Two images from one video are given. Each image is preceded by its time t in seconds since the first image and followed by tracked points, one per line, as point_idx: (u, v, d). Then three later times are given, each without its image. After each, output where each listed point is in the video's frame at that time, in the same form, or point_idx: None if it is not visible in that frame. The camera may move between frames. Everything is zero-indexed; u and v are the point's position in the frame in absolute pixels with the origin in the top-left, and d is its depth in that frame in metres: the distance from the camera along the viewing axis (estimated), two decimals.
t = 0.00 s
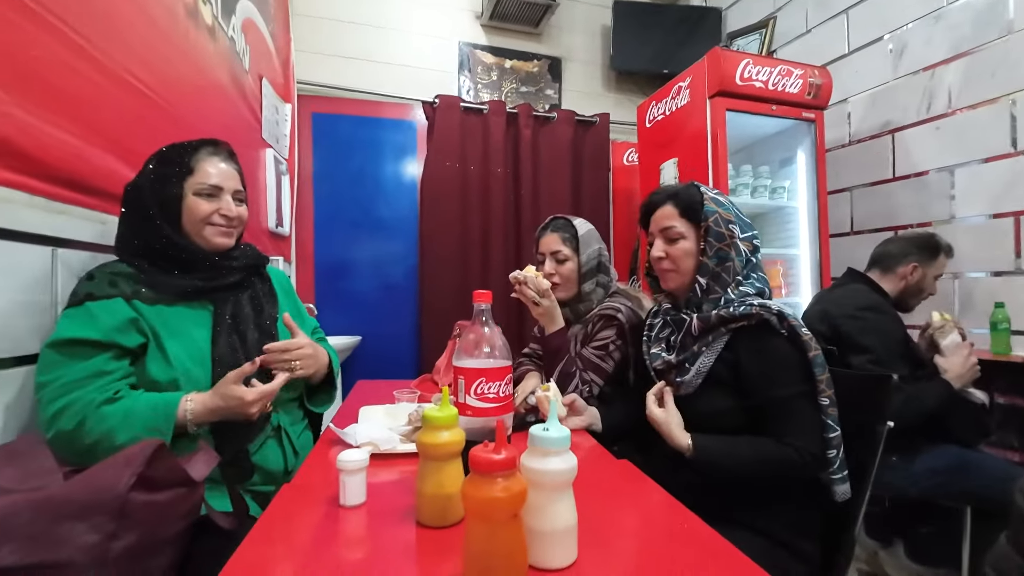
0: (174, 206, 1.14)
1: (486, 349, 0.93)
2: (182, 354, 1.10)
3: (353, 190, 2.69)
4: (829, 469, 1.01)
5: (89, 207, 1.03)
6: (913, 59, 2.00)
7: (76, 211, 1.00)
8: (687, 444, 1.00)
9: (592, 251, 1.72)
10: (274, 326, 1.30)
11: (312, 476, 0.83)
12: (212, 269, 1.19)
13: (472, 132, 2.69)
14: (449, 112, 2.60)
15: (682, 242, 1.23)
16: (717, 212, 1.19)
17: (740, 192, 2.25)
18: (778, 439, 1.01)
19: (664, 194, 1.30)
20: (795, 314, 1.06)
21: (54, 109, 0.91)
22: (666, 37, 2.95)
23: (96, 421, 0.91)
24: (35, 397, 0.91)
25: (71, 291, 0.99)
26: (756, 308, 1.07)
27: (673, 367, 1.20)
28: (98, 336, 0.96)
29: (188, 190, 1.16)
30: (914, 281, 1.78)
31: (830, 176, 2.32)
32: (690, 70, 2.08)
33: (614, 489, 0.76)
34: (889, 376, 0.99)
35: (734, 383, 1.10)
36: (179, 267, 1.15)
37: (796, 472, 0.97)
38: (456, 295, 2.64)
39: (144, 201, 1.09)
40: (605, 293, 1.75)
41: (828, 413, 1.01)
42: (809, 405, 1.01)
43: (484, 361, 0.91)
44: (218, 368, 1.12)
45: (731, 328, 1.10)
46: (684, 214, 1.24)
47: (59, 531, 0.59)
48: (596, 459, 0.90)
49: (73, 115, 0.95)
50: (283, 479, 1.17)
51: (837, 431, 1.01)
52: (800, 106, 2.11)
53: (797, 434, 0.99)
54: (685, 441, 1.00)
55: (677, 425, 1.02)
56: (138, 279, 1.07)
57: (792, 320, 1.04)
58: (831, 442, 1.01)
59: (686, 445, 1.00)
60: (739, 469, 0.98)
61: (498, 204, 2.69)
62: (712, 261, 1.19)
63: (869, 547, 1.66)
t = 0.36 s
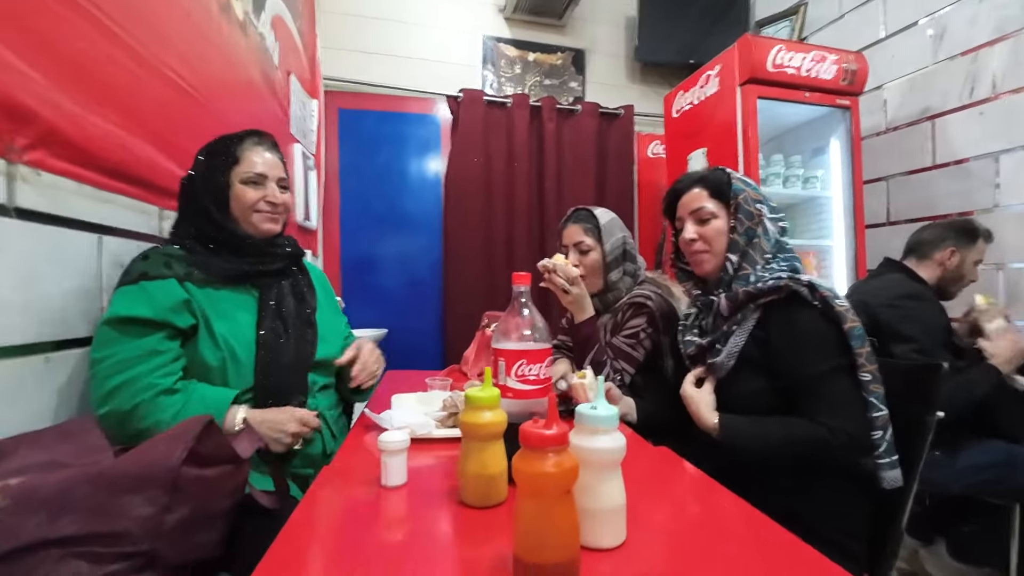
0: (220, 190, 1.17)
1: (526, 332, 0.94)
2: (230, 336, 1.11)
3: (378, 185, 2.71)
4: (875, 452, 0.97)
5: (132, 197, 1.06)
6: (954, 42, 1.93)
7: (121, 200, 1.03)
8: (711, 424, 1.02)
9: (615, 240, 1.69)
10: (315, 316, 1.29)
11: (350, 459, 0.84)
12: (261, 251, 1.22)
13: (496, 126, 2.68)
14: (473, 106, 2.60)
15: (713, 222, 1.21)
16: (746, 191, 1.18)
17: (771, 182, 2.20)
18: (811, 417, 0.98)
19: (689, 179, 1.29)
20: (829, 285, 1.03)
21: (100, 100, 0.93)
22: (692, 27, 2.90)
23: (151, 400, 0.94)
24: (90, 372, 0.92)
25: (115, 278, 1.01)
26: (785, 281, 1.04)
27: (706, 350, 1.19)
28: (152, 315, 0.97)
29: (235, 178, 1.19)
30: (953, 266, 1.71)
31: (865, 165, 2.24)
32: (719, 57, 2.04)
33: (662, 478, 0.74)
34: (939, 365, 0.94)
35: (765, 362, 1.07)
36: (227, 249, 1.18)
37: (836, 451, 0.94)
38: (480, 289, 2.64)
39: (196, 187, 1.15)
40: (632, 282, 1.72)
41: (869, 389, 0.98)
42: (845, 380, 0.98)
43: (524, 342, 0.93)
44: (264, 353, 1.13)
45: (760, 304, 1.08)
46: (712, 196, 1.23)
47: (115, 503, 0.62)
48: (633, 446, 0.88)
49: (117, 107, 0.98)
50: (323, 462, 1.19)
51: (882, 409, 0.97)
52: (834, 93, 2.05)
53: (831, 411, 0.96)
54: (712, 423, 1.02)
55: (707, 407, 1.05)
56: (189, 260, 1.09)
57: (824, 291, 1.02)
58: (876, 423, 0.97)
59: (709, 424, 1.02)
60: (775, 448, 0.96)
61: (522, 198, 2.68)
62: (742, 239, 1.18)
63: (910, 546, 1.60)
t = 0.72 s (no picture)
0: (231, 180, 1.16)
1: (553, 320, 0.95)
2: (231, 334, 1.09)
3: (392, 182, 2.71)
4: (933, 459, 0.97)
5: (152, 187, 1.06)
6: (981, 30, 1.88)
7: (141, 190, 1.03)
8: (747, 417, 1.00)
9: (626, 231, 1.67)
10: (320, 311, 1.29)
11: (371, 451, 0.83)
12: (267, 245, 1.20)
13: (509, 121, 2.67)
14: (486, 101, 2.58)
15: (744, 212, 1.18)
16: (782, 177, 1.15)
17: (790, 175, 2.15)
18: (854, 416, 0.95)
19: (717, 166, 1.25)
20: (879, 277, 1.00)
21: (121, 90, 0.93)
22: (707, 19, 2.86)
23: (159, 400, 0.92)
24: (90, 373, 0.89)
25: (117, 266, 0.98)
26: (832, 273, 1.01)
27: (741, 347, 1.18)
28: (152, 311, 0.95)
29: (250, 167, 1.19)
30: (977, 254, 1.67)
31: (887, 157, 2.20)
32: (738, 48, 2.00)
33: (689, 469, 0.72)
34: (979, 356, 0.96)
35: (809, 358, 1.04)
36: (232, 242, 1.17)
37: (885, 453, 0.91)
38: (493, 286, 2.63)
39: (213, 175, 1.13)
40: (646, 272, 1.69)
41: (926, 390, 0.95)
42: (899, 377, 0.95)
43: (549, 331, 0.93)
44: (270, 349, 1.12)
45: (803, 298, 1.05)
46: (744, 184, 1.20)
47: (139, 490, 0.62)
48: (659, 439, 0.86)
49: (138, 97, 0.98)
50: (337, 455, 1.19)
51: (941, 410, 0.94)
52: (856, 83, 2.01)
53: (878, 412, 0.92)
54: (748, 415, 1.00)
55: (741, 400, 1.03)
56: (187, 255, 1.07)
57: (877, 282, 0.98)
58: (935, 427, 0.95)
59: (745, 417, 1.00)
60: (823, 447, 0.93)
61: (535, 194, 2.66)
62: (778, 229, 1.14)
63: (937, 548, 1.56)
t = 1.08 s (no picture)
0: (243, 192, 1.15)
1: (564, 325, 0.98)
2: (250, 336, 1.10)
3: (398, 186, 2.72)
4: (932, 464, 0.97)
5: (165, 193, 1.08)
6: (989, 33, 1.87)
7: (155, 196, 1.05)
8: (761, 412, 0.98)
9: (628, 236, 1.67)
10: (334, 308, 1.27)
11: (382, 452, 0.84)
12: (274, 251, 1.19)
13: (515, 125, 2.68)
14: (492, 106, 2.60)
15: (741, 229, 1.18)
16: (785, 190, 1.11)
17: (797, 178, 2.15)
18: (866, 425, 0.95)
19: (721, 173, 1.22)
20: (890, 292, 1.01)
21: (137, 98, 0.95)
22: (713, 23, 2.86)
23: (179, 408, 0.93)
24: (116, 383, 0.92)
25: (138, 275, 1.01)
26: (845, 286, 1.02)
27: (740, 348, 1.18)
28: (168, 322, 0.95)
29: (256, 176, 1.17)
30: (985, 257, 1.66)
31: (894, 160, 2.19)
32: (744, 52, 2.01)
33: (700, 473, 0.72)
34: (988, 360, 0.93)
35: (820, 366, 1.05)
36: (238, 249, 1.16)
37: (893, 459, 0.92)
38: (500, 289, 2.64)
39: (213, 186, 1.10)
40: (649, 275, 1.69)
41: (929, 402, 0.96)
42: (908, 390, 0.96)
43: (563, 335, 0.97)
44: (286, 350, 1.12)
45: (814, 310, 1.05)
46: (747, 196, 1.17)
47: (158, 490, 0.64)
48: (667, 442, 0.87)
49: (153, 104, 1.00)
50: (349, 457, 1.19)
51: (941, 420, 0.95)
52: (863, 87, 2.01)
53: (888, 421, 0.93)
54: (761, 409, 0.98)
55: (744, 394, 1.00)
56: (203, 264, 1.07)
57: (887, 298, 0.99)
58: (936, 436, 0.95)
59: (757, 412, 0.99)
60: (834, 450, 0.93)
61: (542, 197, 2.67)
62: (789, 243, 1.11)
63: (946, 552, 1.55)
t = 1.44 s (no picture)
0: (272, 201, 1.19)
1: (576, 328, 0.98)
2: (272, 329, 1.11)
3: (405, 189, 2.72)
4: (914, 464, 0.95)
5: (174, 195, 1.08)
6: (1003, 32, 1.85)
7: (164, 198, 1.05)
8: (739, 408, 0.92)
9: (638, 237, 1.66)
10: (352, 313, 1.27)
11: (390, 457, 0.83)
12: (303, 254, 1.21)
13: (522, 128, 2.67)
14: (499, 108, 2.60)
15: (739, 236, 1.15)
16: (779, 197, 1.09)
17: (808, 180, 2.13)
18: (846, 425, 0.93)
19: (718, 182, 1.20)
20: (883, 296, 0.99)
21: (147, 101, 0.95)
22: (721, 25, 2.85)
23: (205, 394, 0.93)
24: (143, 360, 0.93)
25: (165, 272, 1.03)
26: (836, 289, 1.00)
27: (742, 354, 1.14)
28: (200, 304, 0.97)
29: (285, 185, 1.20)
30: (1002, 258, 1.63)
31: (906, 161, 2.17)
32: (754, 52, 1.99)
33: (722, 481, 0.71)
34: (1008, 361, 0.87)
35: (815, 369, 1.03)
36: (272, 248, 1.18)
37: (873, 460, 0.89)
38: (507, 292, 2.63)
39: (249, 195, 1.17)
40: (660, 278, 1.67)
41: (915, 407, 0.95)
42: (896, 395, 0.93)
43: (573, 337, 0.97)
44: (303, 348, 1.12)
45: (809, 313, 1.03)
46: (743, 205, 1.15)
47: (167, 494, 0.63)
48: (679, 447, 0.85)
49: (163, 107, 1.00)
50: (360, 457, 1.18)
51: (927, 424, 0.94)
52: (874, 87, 1.99)
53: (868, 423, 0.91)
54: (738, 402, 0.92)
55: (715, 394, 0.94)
56: (233, 257, 1.10)
57: (879, 301, 0.97)
58: (918, 437, 0.95)
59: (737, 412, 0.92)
60: (817, 449, 0.90)
61: (549, 200, 2.66)
62: (785, 249, 1.10)
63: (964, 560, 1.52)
